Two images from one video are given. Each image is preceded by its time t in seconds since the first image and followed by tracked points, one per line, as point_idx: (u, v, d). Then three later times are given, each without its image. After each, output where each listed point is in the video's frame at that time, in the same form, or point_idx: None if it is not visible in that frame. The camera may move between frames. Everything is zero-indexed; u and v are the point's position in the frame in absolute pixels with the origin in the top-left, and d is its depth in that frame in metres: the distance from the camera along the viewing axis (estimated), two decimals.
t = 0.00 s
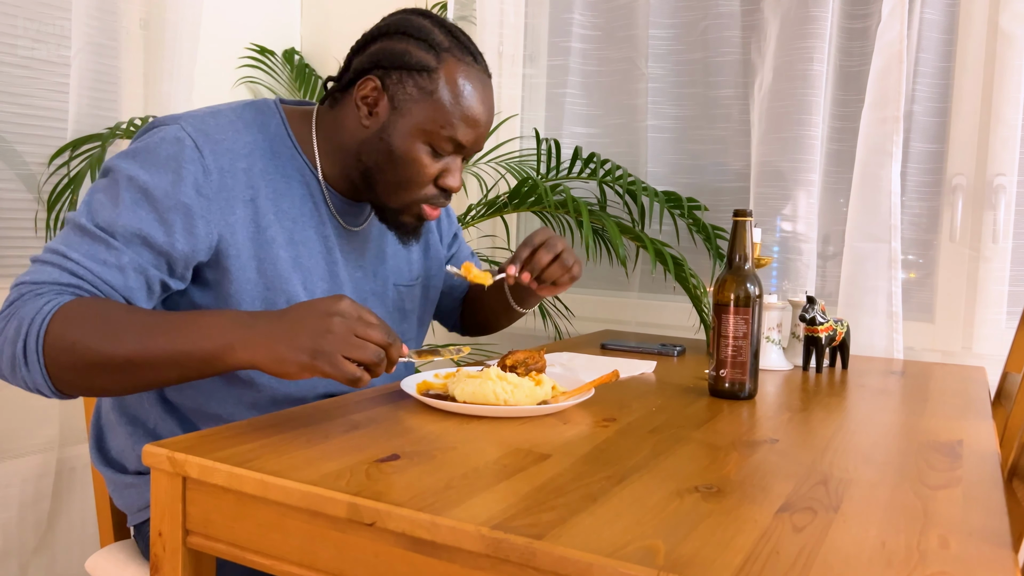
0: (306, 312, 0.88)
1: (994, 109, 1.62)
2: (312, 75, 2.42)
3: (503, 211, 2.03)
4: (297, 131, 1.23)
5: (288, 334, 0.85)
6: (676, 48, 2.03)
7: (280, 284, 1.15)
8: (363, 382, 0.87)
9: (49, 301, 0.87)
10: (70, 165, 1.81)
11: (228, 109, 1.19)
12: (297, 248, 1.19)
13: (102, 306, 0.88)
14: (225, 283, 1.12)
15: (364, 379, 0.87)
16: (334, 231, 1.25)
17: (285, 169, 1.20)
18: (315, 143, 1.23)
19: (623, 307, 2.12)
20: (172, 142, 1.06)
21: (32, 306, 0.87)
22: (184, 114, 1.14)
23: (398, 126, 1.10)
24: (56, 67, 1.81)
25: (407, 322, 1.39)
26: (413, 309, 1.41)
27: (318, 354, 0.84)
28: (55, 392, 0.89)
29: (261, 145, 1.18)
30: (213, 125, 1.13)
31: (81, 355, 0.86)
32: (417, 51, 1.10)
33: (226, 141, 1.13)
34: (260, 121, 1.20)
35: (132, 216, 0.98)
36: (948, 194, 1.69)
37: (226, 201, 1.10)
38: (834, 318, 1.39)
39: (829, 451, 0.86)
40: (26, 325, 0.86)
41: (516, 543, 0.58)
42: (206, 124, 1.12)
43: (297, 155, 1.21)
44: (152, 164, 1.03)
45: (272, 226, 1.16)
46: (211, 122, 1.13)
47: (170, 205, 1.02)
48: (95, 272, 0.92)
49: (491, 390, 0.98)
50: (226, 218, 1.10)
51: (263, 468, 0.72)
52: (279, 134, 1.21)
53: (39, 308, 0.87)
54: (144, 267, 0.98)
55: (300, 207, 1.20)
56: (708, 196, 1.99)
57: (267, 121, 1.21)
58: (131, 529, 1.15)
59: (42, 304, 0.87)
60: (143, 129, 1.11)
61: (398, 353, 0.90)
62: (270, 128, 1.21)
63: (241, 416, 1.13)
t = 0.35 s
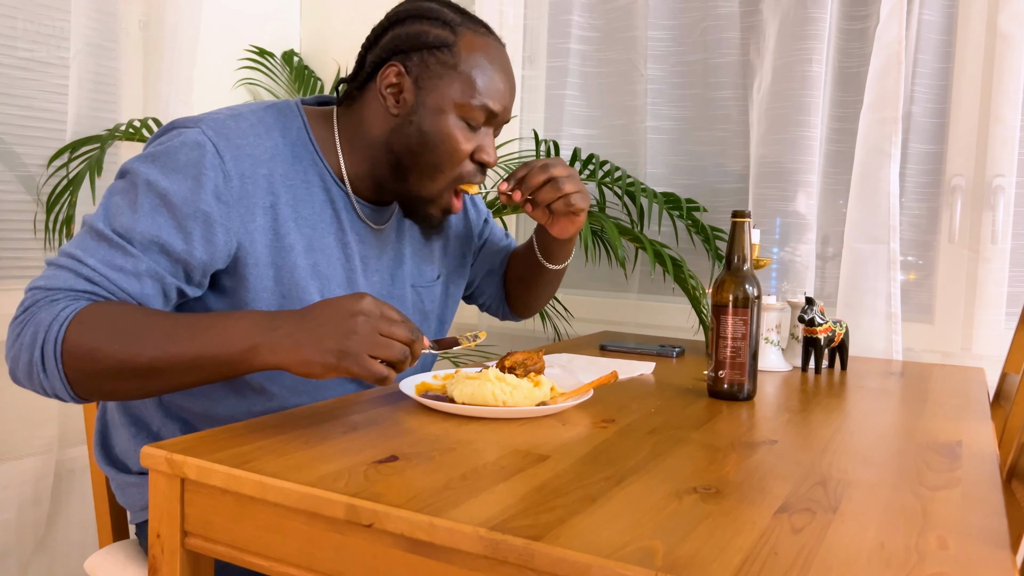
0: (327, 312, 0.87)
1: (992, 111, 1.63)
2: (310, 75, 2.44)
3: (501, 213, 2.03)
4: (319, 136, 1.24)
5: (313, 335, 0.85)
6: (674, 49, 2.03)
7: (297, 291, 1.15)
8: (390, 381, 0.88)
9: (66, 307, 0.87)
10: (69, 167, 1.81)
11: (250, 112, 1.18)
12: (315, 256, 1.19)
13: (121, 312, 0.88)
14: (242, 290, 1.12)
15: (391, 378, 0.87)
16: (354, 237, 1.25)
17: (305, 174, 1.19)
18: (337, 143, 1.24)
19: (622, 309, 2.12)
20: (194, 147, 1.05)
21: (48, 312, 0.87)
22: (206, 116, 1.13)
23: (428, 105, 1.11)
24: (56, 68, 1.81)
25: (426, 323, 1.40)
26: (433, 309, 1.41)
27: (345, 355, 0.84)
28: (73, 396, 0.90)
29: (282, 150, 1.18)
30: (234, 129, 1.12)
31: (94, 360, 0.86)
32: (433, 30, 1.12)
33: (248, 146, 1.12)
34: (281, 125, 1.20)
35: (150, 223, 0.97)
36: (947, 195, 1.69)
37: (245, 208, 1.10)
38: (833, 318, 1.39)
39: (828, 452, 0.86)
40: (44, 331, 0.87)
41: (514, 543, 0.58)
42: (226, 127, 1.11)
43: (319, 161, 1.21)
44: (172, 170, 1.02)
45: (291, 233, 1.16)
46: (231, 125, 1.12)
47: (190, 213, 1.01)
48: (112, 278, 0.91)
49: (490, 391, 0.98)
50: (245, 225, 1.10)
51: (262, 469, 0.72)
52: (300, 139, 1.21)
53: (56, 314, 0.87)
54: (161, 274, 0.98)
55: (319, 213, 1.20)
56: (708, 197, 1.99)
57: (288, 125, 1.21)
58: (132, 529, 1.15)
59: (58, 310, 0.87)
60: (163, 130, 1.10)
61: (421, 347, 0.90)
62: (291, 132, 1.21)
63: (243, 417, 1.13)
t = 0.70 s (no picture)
0: (330, 320, 0.87)
1: (990, 113, 1.63)
2: (310, 78, 2.43)
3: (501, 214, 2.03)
4: (319, 139, 1.24)
5: (316, 344, 0.85)
6: (673, 51, 2.04)
7: (299, 293, 1.16)
8: (389, 392, 0.87)
9: (67, 311, 0.88)
10: (68, 168, 1.82)
11: (253, 113, 1.18)
12: (317, 258, 1.19)
13: (122, 317, 0.88)
14: (243, 292, 1.12)
15: (392, 389, 0.87)
16: (354, 239, 1.25)
17: (307, 176, 1.20)
18: (342, 147, 1.23)
19: (621, 310, 2.12)
20: (195, 148, 1.05)
21: (50, 316, 0.87)
22: (208, 117, 1.13)
23: (442, 123, 1.09)
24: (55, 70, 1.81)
25: (425, 329, 1.41)
26: (431, 315, 1.42)
27: (347, 366, 0.84)
28: (73, 399, 0.90)
29: (284, 152, 1.18)
30: (237, 130, 1.12)
31: (97, 364, 0.86)
32: (466, 51, 1.10)
33: (251, 148, 1.13)
34: (283, 126, 1.20)
35: (152, 225, 0.97)
36: (945, 197, 1.70)
37: (247, 210, 1.10)
38: (831, 320, 1.40)
39: (827, 453, 0.87)
40: (45, 335, 0.87)
41: (514, 544, 0.58)
42: (229, 129, 1.11)
43: (321, 163, 1.22)
44: (173, 171, 1.02)
45: (293, 235, 1.16)
46: (234, 127, 1.12)
47: (191, 215, 1.01)
48: (114, 281, 0.92)
49: (490, 392, 0.98)
50: (247, 227, 1.10)
51: (263, 470, 0.73)
52: (302, 141, 1.21)
53: (57, 318, 0.87)
54: (162, 276, 0.98)
55: (320, 216, 1.21)
56: (706, 199, 2.00)
57: (291, 126, 1.21)
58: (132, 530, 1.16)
59: (60, 314, 0.87)
60: (165, 131, 1.10)
61: (423, 358, 0.90)
62: (293, 134, 1.21)
63: (243, 418, 1.13)
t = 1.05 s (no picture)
0: (314, 324, 0.87)
1: (987, 111, 1.63)
2: (306, 77, 2.47)
3: (497, 213, 2.03)
4: (311, 137, 1.23)
5: (298, 348, 0.85)
6: (670, 50, 2.03)
7: (285, 288, 1.15)
8: (369, 397, 0.87)
9: (53, 308, 0.87)
10: (63, 167, 1.81)
11: (236, 109, 1.18)
12: (303, 253, 1.19)
13: (109, 316, 0.88)
14: (230, 288, 1.12)
15: (371, 395, 0.87)
16: (340, 234, 1.25)
17: (292, 171, 1.19)
18: (324, 143, 1.22)
19: (619, 309, 2.12)
20: (179, 144, 1.05)
21: (36, 313, 0.87)
22: (191, 114, 1.13)
23: (409, 121, 1.08)
24: (52, 68, 1.81)
25: (409, 330, 1.40)
26: (416, 315, 1.42)
27: (328, 370, 0.83)
28: (59, 395, 0.90)
29: (269, 147, 1.18)
30: (221, 126, 1.12)
31: (87, 363, 0.86)
32: (441, 51, 1.09)
33: (234, 143, 1.12)
34: (268, 123, 1.20)
35: (136, 222, 0.97)
36: (942, 196, 1.70)
37: (232, 206, 1.09)
38: (828, 319, 1.40)
39: (824, 452, 0.87)
40: (31, 332, 0.86)
41: (511, 543, 0.58)
42: (213, 125, 1.11)
43: (305, 158, 1.21)
44: (158, 167, 1.02)
45: (278, 230, 1.15)
46: (218, 123, 1.12)
47: (176, 210, 1.01)
48: (100, 279, 0.92)
49: (487, 391, 0.98)
50: (232, 221, 1.09)
51: (257, 469, 0.72)
52: (286, 137, 1.20)
53: (44, 315, 0.87)
54: (148, 273, 0.98)
55: (306, 211, 1.20)
56: (703, 198, 2.00)
57: (276, 122, 1.21)
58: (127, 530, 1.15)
59: (45, 311, 0.87)
60: (149, 128, 1.10)
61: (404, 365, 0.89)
62: (278, 130, 1.20)
63: (237, 417, 1.13)
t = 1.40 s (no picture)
0: (301, 330, 0.87)
1: (984, 111, 1.63)
2: (302, 75, 2.44)
3: (494, 212, 2.01)
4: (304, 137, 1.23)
5: (285, 351, 0.85)
6: (668, 49, 2.03)
7: (270, 282, 1.15)
8: (356, 403, 0.86)
9: (42, 314, 0.87)
10: (58, 167, 1.80)
11: (212, 108, 1.17)
12: (286, 246, 1.18)
13: (99, 321, 0.88)
14: (216, 285, 1.11)
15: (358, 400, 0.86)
16: (323, 227, 1.24)
17: (272, 167, 1.18)
18: (301, 139, 1.21)
19: (616, 309, 2.12)
20: (157, 144, 1.04)
21: (25, 319, 0.86)
22: (169, 114, 1.12)
23: (376, 116, 1.08)
24: (46, 67, 1.81)
25: (397, 321, 1.42)
26: (400, 307, 1.43)
27: (314, 374, 0.83)
28: (50, 398, 0.90)
29: (247, 143, 1.17)
30: (198, 124, 1.11)
31: (82, 366, 0.85)
32: (400, 42, 1.08)
33: (213, 140, 1.11)
34: (245, 120, 1.19)
35: (120, 222, 0.96)
36: (938, 196, 1.70)
37: (214, 202, 1.09)
38: (824, 318, 1.40)
39: (821, 452, 0.86)
40: (20, 337, 0.86)
41: (506, 545, 0.57)
42: (190, 123, 1.10)
43: (284, 153, 1.20)
44: (138, 167, 1.01)
45: (261, 224, 1.15)
46: (195, 122, 1.11)
47: (158, 209, 1.00)
48: (87, 282, 0.91)
49: (483, 391, 0.97)
50: (214, 216, 1.09)
51: (253, 469, 0.72)
52: (264, 133, 1.19)
53: (33, 321, 0.86)
54: (133, 274, 0.97)
55: (288, 204, 1.19)
56: (701, 197, 2.00)
57: (252, 120, 1.20)
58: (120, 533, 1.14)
59: (35, 317, 0.86)
60: (126, 130, 1.09)
61: (390, 370, 0.89)
62: (256, 126, 1.19)
63: (231, 418, 1.12)
